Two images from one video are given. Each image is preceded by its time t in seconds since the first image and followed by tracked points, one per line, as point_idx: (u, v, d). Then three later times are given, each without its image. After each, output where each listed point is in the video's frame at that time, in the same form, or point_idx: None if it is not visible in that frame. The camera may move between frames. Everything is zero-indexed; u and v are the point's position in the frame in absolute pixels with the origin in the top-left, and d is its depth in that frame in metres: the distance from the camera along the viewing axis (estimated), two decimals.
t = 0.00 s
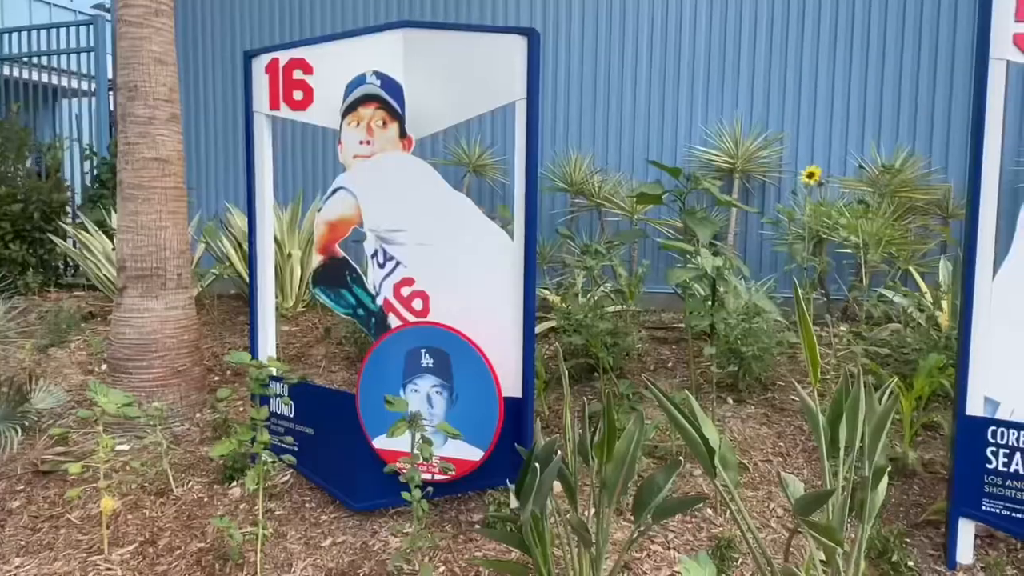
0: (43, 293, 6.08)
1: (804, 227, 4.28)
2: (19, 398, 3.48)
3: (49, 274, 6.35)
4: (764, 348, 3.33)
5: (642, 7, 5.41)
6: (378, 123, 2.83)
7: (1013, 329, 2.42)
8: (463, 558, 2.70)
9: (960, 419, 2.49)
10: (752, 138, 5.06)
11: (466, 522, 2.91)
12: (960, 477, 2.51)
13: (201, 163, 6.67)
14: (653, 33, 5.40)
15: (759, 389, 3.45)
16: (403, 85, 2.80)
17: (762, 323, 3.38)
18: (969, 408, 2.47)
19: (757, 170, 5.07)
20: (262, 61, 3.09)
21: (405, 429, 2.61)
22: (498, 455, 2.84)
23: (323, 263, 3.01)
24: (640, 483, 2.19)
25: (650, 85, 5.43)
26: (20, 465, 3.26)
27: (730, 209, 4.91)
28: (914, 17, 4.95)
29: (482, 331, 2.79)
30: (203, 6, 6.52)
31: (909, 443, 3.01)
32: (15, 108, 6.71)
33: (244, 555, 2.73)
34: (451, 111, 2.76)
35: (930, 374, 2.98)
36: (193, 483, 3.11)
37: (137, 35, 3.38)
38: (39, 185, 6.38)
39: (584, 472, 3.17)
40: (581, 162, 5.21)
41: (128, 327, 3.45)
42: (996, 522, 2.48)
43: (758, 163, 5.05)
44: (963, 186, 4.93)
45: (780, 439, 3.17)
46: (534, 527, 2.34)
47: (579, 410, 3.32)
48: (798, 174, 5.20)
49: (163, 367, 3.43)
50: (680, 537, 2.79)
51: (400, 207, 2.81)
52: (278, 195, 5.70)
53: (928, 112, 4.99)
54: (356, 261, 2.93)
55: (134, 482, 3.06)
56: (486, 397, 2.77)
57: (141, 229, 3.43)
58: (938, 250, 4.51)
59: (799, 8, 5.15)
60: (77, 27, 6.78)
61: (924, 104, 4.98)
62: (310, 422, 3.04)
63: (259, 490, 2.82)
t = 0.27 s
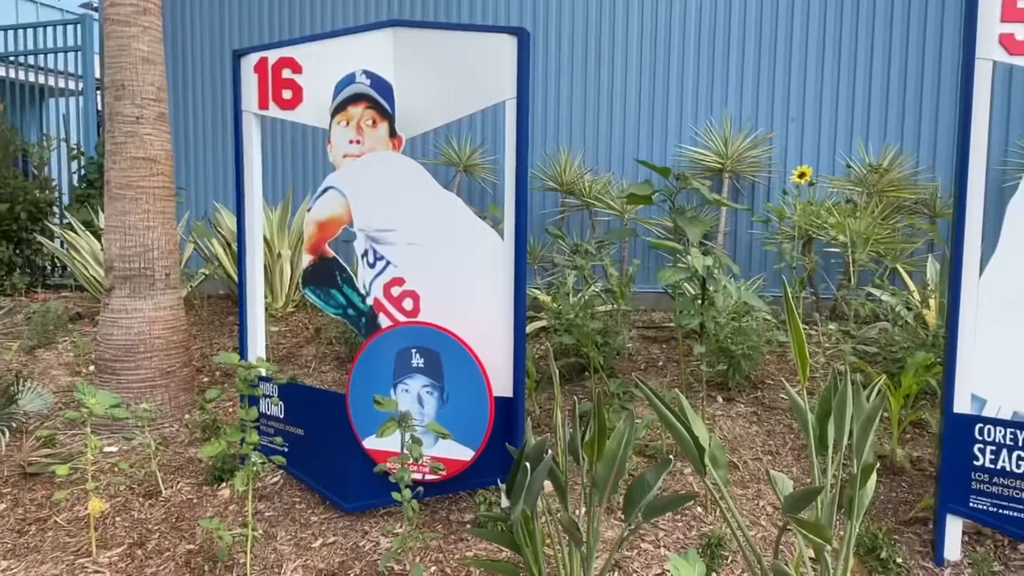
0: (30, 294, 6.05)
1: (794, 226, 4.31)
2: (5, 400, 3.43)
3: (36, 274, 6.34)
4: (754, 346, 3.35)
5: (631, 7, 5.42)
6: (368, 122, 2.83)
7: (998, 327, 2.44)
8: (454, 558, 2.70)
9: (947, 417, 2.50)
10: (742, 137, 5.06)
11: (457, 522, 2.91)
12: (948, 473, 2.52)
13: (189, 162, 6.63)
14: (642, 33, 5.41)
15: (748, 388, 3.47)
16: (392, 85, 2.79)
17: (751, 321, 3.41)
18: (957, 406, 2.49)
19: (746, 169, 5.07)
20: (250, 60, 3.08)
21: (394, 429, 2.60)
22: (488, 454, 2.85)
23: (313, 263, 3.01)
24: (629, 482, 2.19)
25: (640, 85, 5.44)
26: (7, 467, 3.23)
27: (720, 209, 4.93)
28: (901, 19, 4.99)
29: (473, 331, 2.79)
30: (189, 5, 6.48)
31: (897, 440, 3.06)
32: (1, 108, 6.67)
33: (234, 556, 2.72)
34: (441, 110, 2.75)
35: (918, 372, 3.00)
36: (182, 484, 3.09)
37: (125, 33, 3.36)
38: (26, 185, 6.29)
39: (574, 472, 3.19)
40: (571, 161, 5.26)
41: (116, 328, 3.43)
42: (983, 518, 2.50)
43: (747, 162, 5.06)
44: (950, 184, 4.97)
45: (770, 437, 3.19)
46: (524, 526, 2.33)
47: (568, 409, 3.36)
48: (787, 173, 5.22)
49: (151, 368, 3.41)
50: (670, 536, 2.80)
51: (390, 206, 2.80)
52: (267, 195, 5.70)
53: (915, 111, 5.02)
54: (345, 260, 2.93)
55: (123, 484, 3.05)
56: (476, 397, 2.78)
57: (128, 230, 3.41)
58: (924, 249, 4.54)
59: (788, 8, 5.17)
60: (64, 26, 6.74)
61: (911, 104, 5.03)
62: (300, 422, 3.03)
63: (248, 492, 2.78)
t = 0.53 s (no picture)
0: (12, 296, 5.99)
1: (779, 226, 4.33)
2: None
3: (18, 276, 6.26)
4: (739, 345, 3.37)
5: (617, 8, 5.43)
6: (353, 123, 2.82)
7: (980, 325, 2.47)
8: (441, 559, 2.70)
9: (929, 415, 2.53)
10: (728, 138, 5.11)
11: (444, 523, 2.91)
12: (931, 471, 2.55)
13: (173, 162, 6.59)
14: (629, 34, 5.42)
15: (734, 387, 3.49)
16: (378, 85, 2.80)
17: (736, 321, 3.43)
18: (939, 404, 2.51)
19: (732, 170, 5.14)
20: (234, 60, 3.06)
21: (380, 430, 2.59)
22: (475, 455, 2.85)
23: (298, 264, 2.99)
24: (615, 482, 2.20)
25: (626, 87, 5.46)
26: None
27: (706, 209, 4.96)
28: (884, 21, 5.04)
29: (460, 332, 2.78)
30: (173, 4, 6.43)
31: (881, 438, 3.09)
32: None
33: (219, 560, 2.70)
34: (428, 111, 2.75)
35: (902, 371, 3.02)
36: (167, 487, 3.07)
37: (108, 33, 3.33)
38: (8, 186, 6.27)
39: (561, 472, 3.19)
40: (558, 162, 5.26)
41: (100, 330, 3.40)
42: (965, 515, 2.53)
43: (732, 162, 5.10)
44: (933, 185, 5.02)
45: (756, 436, 3.20)
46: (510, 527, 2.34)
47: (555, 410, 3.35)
48: (772, 174, 5.25)
49: (135, 370, 3.39)
50: (657, 535, 2.81)
51: (376, 207, 2.79)
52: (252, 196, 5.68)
53: (898, 112, 5.07)
54: (331, 261, 2.92)
55: (106, 487, 3.02)
56: (463, 397, 2.77)
57: (112, 231, 3.38)
58: (907, 249, 4.58)
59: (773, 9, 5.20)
60: (46, 24, 6.68)
61: (895, 105, 5.07)
62: (286, 424, 3.01)
63: (233, 495, 2.76)
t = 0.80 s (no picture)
0: None
1: (761, 226, 4.37)
2: None
3: None
4: (722, 346, 3.38)
5: (601, 10, 5.45)
6: (336, 123, 2.81)
7: (958, 324, 2.50)
8: (425, 561, 2.69)
9: (909, 413, 2.56)
10: (711, 139, 5.16)
11: (428, 525, 2.90)
12: (911, 469, 2.58)
13: (154, 162, 6.53)
14: (613, 35, 5.44)
15: (717, 387, 3.51)
16: (360, 86, 2.78)
17: (719, 321, 3.44)
18: (919, 402, 2.55)
19: (715, 171, 5.16)
20: (215, 59, 3.03)
21: (363, 432, 2.58)
22: (459, 456, 2.85)
23: (280, 265, 2.97)
24: (599, 482, 2.20)
25: (611, 88, 5.48)
26: None
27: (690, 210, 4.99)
28: (864, 23, 5.08)
29: (443, 332, 2.78)
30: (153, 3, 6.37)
31: (861, 437, 3.12)
32: None
33: (200, 564, 2.67)
34: (408, 113, 2.74)
35: (882, 369, 3.05)
36: (148, 491, 3.04)
37: (87, 32, 3.29)
38: None
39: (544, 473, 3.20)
40: (543, 163, 5.27)
41: (79, 333, 3.36)
42: (943, 512, 2.56)
43: (715, 164, 5.14)
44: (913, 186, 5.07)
45: (739, 435, 3.22)
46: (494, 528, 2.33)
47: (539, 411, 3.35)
48: (755, 175, 5.29)
49: (115, 373, 3.35)
50: (641, 535, 2.82)
51: (359, 208, 2.78)
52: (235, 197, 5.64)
53: (879, 113, 5.11)
54: (314, 262, 2.90)
55: (86, 492, 2.99)
56: (447, 399, 2.77)
57: (91, 232, 3.34)
58: (888, 250, 4.62)
59: (755, 12, 5.23)
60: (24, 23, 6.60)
61: (875, 108, 5.11)
62: (268, 426, 2.99)
63: (215, 498, 2.74)
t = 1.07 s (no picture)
0: None
1: (742, 228, 4.40)
2: None
3: None
4: (703, 346, 3.40)
5: (584, 13, 5.47)
6: (317, 124, 2.80)
7: (935, 323, 2.54)
8: (408, 564, 2.69)
9: (887, 413, 2.59)
10: (692, 142, 5.22)
11: (411, 527, 2.89)
12: (889, 468, 2.61)
13: (133, 163, 6.46)
14: (595, 38, 5.47)
15: (699, 387, 3.54)
16: (342, 87, 2.77)
17: (701, 322, 3.47)
18: (896, 402, 2.58)
19: (697, 173, 5.21)
20: (195, 59, 3.01)
21: (344, 435, 2.56)
22: (442, 458, 2.84)
23: (261, 267, 2.96)
24: (581, 483, 2.21)
25: (593, 91, 5.50)
26: None
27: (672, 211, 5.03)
28: (843, 27, 5.14)
29: (426, 334, 2.78)
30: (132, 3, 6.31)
31: (841, 436, 3.16)
32: None
33: (180, 569, 2.65)
34: (391, 113, 2.73)
35: (861, 369, 3.08)
36: (126, 496, 3.00)
37: (64, 32, 3.25)
38: None
39: (526, 475, 3.20)
40: (526, 165, 5.29)
41: (56, 336, 3.32)
42: (921, 510, 2.59)
43: (697, 166, 5.20)
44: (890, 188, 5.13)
45: (720, 435, 3.24)
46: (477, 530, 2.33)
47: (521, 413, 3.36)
48: (736, 176, 5.33)
49: (93, 377, 3.31)
50: (623, 536, 2.83)
51: (340, 210, 2.77)
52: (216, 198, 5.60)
53: (858, 116, 5.17)
54: (296, 264, 2.89)
55: (63, 497, 2.95)
56: (430, 400, 2.76)
57: (69, 234, 3.30)
58: (866, 251, 4.68)
59: (736, 16, 5.27)
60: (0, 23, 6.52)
61: (854, 111, 5.17)
62: (248, 430, 2.97)
63: (194, 503, 2.72)
